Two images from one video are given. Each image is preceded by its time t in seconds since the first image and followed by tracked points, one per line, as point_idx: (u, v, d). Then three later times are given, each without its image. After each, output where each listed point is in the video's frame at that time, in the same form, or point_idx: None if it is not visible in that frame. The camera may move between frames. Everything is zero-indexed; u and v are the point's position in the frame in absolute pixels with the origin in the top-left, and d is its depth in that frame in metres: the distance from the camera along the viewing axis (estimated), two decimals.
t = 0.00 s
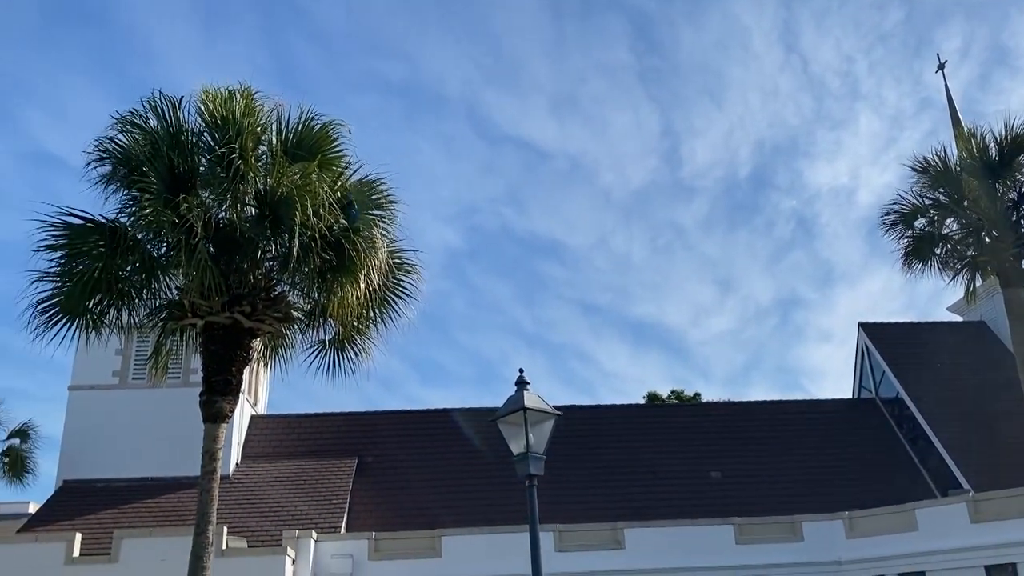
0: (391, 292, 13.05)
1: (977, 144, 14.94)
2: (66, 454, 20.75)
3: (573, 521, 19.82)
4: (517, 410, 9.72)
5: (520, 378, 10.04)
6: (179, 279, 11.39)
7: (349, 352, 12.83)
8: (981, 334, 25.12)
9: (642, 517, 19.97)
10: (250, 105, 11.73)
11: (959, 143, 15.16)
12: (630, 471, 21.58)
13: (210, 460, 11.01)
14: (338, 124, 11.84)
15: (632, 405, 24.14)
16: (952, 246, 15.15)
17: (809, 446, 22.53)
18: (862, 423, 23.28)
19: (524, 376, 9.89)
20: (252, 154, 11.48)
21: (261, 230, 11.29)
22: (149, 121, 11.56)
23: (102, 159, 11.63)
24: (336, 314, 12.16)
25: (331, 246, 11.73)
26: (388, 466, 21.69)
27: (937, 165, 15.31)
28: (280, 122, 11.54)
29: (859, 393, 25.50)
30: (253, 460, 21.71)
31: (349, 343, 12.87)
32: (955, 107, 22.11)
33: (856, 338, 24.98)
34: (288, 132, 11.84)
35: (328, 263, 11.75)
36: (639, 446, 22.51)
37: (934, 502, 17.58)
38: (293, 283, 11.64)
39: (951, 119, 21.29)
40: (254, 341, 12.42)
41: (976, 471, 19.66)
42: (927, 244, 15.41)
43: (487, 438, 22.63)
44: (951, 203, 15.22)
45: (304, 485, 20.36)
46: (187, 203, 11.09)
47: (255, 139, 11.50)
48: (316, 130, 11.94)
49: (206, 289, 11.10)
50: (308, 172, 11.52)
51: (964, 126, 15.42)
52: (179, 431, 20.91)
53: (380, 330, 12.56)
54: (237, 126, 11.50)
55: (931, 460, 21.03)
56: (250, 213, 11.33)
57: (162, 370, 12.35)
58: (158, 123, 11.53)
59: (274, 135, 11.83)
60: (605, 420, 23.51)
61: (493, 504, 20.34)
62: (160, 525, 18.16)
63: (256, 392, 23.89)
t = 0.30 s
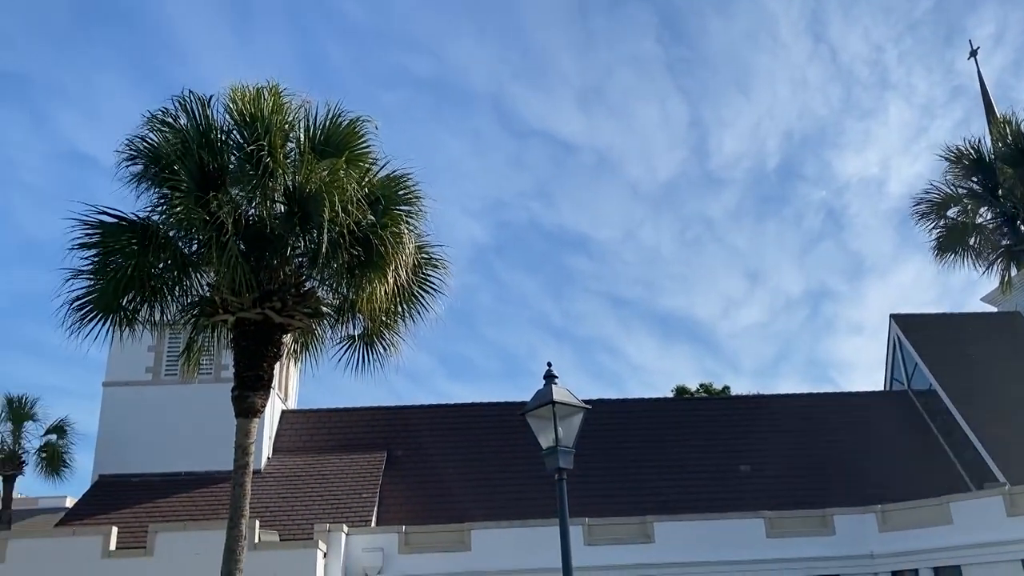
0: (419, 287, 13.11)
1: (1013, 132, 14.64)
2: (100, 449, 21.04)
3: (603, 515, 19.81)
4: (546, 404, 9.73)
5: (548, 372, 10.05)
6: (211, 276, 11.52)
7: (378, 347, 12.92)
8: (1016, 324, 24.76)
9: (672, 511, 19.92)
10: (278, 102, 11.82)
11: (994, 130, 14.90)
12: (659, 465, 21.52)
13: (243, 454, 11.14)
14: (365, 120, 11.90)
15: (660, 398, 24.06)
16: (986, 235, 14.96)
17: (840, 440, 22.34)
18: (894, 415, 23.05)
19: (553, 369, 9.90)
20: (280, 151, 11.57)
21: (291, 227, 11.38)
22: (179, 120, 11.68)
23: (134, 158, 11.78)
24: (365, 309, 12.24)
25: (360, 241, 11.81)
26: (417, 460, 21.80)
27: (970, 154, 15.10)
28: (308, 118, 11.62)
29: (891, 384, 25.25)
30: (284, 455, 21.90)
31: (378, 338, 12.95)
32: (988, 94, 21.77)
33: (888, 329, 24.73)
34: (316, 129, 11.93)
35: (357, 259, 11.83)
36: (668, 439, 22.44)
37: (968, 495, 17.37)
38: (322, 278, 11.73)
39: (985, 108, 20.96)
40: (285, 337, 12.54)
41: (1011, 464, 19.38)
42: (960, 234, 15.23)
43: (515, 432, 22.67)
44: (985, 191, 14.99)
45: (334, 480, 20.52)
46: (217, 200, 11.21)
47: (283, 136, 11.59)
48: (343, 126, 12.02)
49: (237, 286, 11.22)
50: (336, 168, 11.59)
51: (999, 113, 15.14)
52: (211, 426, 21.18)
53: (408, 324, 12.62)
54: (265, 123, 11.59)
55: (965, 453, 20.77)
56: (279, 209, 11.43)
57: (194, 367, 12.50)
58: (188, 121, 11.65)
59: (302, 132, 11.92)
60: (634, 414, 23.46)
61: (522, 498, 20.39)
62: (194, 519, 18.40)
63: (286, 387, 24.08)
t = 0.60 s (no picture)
0: (446, 281, 13.15)
1: None
2: (133, 445, 21.34)
3: (632, 509, 19.78)
4: (574, 398, 9.73)
5: (575, 366, 10.05)
6: (241, 272, 11.63)
7: (406, 342, 12.99)
8: None
9: (700, 505, 19.86)
10: (305, 99, 11.90)
11: None
12: (688, 459, 21.44)
13: (274, 448, 11.26)
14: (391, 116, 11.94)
15: (688, 392, 23.97)
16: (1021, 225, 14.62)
17: (871, 432, 22.14)
18: (926, 408, 22.80)
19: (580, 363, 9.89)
20: (308, 147, 11.64)
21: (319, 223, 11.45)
22: (208, 118, 11.80)
23: (164, 156, 11.91)
24: (392, 304, 12.31)
25: (387, 237, 11.87)
26: (445, 454, 21.88)
27: (1005, 143, 14.85)
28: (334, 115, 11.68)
29: (923, 377, 24.98)
30: (314, 449, 22.08)
31: (406, 333, 13.01)
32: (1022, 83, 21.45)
33: (920, 321, 24.46)
34: (342, 126, 11.99)
35: (384, 255, 11.89)
36: (697, 433, 22.35)
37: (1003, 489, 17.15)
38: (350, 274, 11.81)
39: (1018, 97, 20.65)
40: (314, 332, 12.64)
41: None
42: (993, 224, 15.00)
43: (543, 426, 22.68)
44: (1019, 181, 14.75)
45: (363, 474, 20.65)
46: (246, 198, 11.31)
47: (310, 133, 11.66)
48: (370, 122, 12.06)
49: (266, 282, 11.32)
50: (363, 164, 11.64)
51: None
52: (243, 422, 21.41)
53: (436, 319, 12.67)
54: (293, 121, 11.67)
55: (1000, 446, 20.50)
56: (307, 206, 11.52)
57: (226, 362, 12.64)
58: (217, 119, 11.76)
59: (329, 129, 11.99)
60: (662, 407, 23.39)
61: (550, 492, 20.41)
62: (226, 513, 18.61)
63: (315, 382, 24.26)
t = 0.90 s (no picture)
0: (473, 276, 13.19)
1: None
2: (167, 440, 21.62)
3: (661, 503, 19.73)
4: (603, 392, 9.72)
5: (604, 360, 10.04)
6: (271, 269, 11.75)
7: (434, 337, 13.05)
8: None
9: (730, 499, 19.77)
10: (333, 96, 11.97)
11: None
12: (718, 453, 21.34)
13: (305, 443, 11.38)
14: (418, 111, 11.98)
15: (717, 386, 23.82)
16: None
17: (903, 426, 21.90)
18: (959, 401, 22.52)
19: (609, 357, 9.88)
20: (336, 144, 11.72)
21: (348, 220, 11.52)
22: (237, 116, 11.91)
23: (194, 154, 12.03)
24: (421, 299, 12.37)
25: (415, 232, 11.93)
26: (474, 448, 21.96)
27: None
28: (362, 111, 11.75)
29: (957, 369, 24.68)
30: (344, 444, 22.24)
31: (434, 328, 13.07)
32: None
33: (953, 313, 24.18)
34: (370, 122, 12.05)
35: (413, 250, 11.95)
36: (727, 427, 22.24)
37: None
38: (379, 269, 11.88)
39: None
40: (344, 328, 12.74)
41: None
42: None
43: (572, 421, 22.68)
44: None
45: (392, 468, 20.77)
46: (276, 194, 11.41)
47: (337, 130, 11.74)
48: (397, 118, 12.11)
49: (297, 278, 11.42)
50: (390, 160, 11.70)
51: None
52: (274, 417, 21.63)
53: (464, 313, 12.72)
54: (321, 118, 11.75)
55: None
56: (336, 202, 11.59)
57: (257, 358, 12.77)
58: (246, 117, 11.86)
59: (356, 125, 12.06)
60: (691, 401, 23.29)
61: (579, 486, 20.42)
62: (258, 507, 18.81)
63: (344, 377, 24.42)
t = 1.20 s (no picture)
0: (501, 271, 13.20)
1: None
2: (200, 435, 21.87)
3: (691, 497, 19.66)
4: (633, 385, 9.70)
5: (634, 354, 10.01)
6: (302, 265, 11.83)
7: (463, 332, 13.08)
8: None
9: (761, 493, 19.66)
10: (361, 93, 12.03)
11: None
12: (749, 447, 21.21)
13: (336, 438, 11.46)
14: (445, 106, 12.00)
15: (748, 379, 23.67)
16: None
17: (938, 419, 21.64)
18: (995, 393, 22.20)
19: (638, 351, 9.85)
20: (364, 140, 11.77)
21: (376, 216, 11.58)
22: (266, 114, 12.00)
23: (224, 152, 12.14)
24: (449, 294, 12.40)
25: (443, 227, 11.96)
26: (503, 443, 22.00)
27: None
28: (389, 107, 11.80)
29: (993, 361, 24.35)
30: (374, 439, 22.38)
31: (462, 322, 13.10)
32: None
33: (989, 303, 23.86)
34: (397, 118, 12.09)
35: (440, 245, 11.98)
36: (757, 420, 22.08)
37: None
38: (408, 265, 11.92)
39: None
40: (374, 323, 12.81)
41: None
42: None
43: (601, 415, 22.66)
44: None
45: (422, 463, 20.88)
46: (305, 191, 11.49)
47: (365, 126, 11.79)
48: (424, 114, 12.14)
49: (326, 274, 11.50)
50: (418, 155, 11.74)
51: None
52: (305, 411, 21.83)
53: (492, 308, 12.74)
54: (349, 114, 11.81)
55: None
56: (364, 198, 11.64)
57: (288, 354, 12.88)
58: (275, 115, 11.96)
59: (384, 121, 12.10)
60: (721, 394, 23.17)
61: (609, 480, 20.40)
62: (290, 501, 18.99)
63: (374, 371, 24.57)
